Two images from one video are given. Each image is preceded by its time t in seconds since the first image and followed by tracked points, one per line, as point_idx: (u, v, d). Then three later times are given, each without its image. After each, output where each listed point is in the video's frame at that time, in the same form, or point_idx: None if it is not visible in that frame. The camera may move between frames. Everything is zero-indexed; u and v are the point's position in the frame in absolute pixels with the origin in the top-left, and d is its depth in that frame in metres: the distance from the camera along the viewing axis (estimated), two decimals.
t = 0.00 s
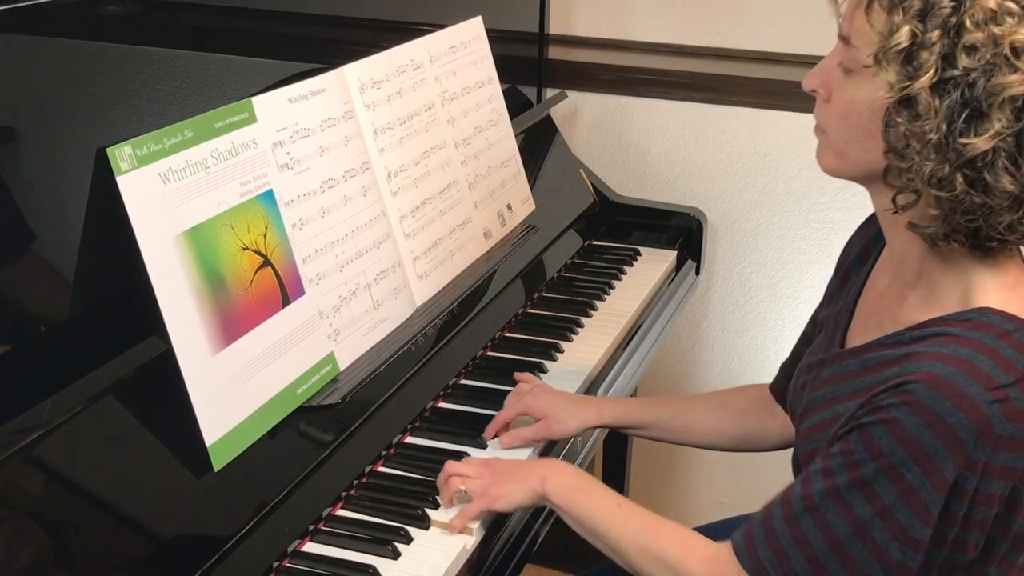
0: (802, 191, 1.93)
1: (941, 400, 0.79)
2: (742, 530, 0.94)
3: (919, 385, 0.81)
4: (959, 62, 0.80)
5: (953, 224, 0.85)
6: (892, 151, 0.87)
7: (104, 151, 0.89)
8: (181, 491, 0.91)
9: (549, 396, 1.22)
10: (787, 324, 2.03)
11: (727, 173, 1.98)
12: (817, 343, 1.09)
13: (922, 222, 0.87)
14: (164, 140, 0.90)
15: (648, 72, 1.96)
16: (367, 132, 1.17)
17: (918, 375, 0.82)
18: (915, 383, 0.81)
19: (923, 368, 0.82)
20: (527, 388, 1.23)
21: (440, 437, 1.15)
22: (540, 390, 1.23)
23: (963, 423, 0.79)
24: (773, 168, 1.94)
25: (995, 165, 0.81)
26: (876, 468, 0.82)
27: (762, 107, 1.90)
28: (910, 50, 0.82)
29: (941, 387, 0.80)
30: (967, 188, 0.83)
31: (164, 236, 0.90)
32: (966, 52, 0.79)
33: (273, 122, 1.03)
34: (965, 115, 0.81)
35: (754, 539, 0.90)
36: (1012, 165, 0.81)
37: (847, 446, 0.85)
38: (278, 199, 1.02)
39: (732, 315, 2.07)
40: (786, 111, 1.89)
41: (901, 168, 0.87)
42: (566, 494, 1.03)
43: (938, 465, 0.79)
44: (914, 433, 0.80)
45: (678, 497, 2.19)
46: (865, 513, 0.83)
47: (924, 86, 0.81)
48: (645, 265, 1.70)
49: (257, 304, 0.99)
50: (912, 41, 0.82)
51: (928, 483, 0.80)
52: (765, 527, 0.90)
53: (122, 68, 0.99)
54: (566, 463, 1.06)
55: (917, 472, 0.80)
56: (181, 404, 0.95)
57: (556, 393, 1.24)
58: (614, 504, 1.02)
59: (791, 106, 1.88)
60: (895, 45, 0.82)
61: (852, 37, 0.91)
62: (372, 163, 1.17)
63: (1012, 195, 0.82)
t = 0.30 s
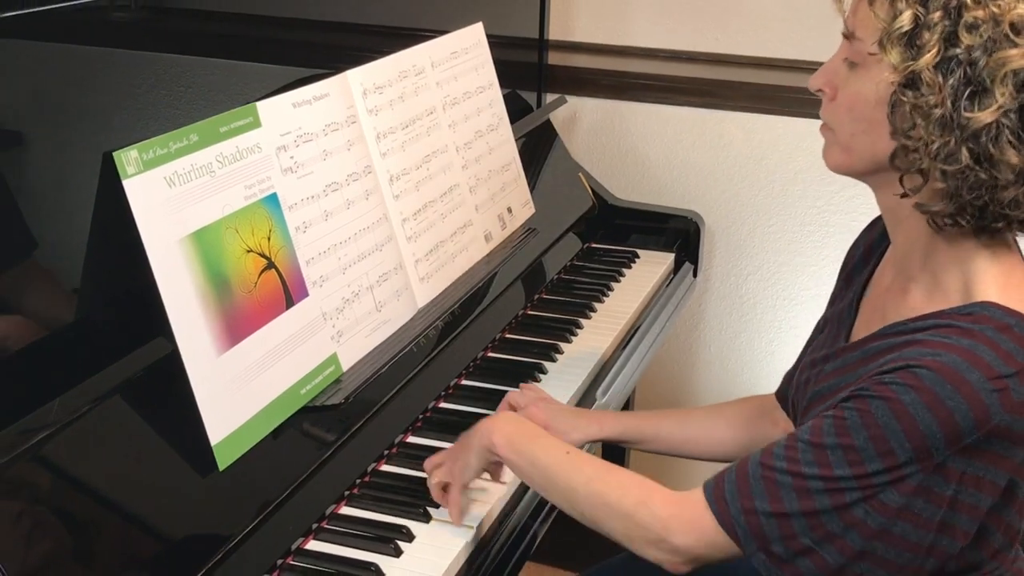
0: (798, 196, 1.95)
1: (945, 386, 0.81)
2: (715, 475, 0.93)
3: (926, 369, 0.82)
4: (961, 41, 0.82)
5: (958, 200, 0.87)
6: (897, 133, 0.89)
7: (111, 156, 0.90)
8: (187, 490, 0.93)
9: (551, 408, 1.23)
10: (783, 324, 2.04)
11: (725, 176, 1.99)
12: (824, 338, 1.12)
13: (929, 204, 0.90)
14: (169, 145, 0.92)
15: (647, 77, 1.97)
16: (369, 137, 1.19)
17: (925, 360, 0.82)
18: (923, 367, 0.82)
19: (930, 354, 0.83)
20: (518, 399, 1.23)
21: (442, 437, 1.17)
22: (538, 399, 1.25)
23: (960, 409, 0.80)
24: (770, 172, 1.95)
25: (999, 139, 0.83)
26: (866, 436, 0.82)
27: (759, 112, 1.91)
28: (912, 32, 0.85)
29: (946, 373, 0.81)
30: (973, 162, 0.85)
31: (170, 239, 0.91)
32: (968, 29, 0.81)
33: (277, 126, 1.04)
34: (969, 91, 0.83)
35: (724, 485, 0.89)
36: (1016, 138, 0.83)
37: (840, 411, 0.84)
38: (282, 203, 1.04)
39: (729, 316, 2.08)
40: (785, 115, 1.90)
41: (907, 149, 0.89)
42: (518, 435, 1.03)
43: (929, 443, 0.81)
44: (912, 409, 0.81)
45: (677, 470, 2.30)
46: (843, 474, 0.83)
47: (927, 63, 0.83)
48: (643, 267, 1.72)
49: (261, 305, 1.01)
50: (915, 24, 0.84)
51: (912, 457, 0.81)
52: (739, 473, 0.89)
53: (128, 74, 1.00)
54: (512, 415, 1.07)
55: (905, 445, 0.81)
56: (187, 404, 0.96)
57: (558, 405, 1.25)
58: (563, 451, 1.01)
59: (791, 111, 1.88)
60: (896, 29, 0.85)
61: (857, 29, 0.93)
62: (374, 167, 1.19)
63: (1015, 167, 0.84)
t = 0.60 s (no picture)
0: (793, 199, 1.96)
1: (936, 383, 0.84)
2: (739, 499, 0.97)
3: (916, 369, 0.85)
4: (945, 21, 0.87)
5: (956, 173, 0.91)
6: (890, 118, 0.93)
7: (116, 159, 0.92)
8: (192, 489, 0.94)
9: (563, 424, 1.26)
10: (779, 326, 2.06)
11: (722, 179, 2.01)
12: (822, 341, 1.13)
13: (926, 180, 0.93)
14: (175, 149, 0.93)
15: (646, 82, 1.98)
16: (372, 141, 1.20)
17: (914, 359, 0.85)
18: (912, 367, 0.85)
19: (919, 353, 0.86)
20: (530, 416, 1.23)
21: (444, 437, 1.18)
22: (548, 417, 1.24)
23: (954, 404, 0.83)
24: (767, 176, 1.97)
25: (989, 111, 0.88)
26: (870, 444, 0.86)
27: (758, 116, 1.92)
28: (898, 20, 0.90)
29: (935, 370, 0.84)
30: (968, 134, 0.89)
31: (176, 242, 0.92)
32: (950, 9, 0.87)
33: (281, 130, 1.06)
34: (957, 67, 0.88)
35: (748, 507, 0.94)
36: (1005, 109, 0.88)
37: (843, 423, 0.88)
38: (285, 206, 1.06)
39: (726, 318, 2.10)
40: (782, 120, 1.92)
41: (902, 134, 0.92)
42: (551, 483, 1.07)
43: (930, 442, 0.84)
44: (908, 412, 0.84)
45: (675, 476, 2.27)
46: (855, 485, 0.87)
47: (914, 44, 0.89)
48: (642, 269, 1.73)
49: (265, 307, 1.02)
50: (899, 11, 0.90)
51: (918, 458, 0.85)
52: (760, 495, 0.93)
53: (134, 79, 1.01)
54: (546, 457, 1.10)
55: (908, 448, 0.84)
56: (192, 405, 0.97)
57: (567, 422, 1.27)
58: (600, 493, 1.06)
59: (790, 115, 1.90)
60: (882, 16, 0.91)
61: (842, 31, 0.98)
62: (377, 171, 1.20)
63: (1009, 138, 0.89)
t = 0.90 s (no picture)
0: (790, 202, 1.98)
1: (921, 371, 0.87)
2: (766, 513, 1.01)
3: (899, 359, 0.88)
4: (918, 11, 0.91)
5: (944, 152, 0.93)
6: (875, 108, 0.96)
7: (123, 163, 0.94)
8: (199, 487, 0.96)
9: (571, 384, 1.32)
10: (776, 327, 2.07)
11: (720, 182, 2.02)
12: (819, 341, 1.15)
13: (914, 163, 0.96)
14: (180, 153, 0.95)
15: (646, 87, 2.00)
16: (374, 145, 1.22)
17: (896, 349, 0.89)
18: (895, 357, 0.88)
19: (901, 343, 0.89)
20: (536, 381, 1.28)
21: (445, 437, 1.20)
22: (554, 377, 1.30)
23: (940, 389, 0.86)
24: (765, 179, 1.98)
25: (969, 90, 0.92)
26: (871, 440, 0.89)
27: (758, 121, 1.94)
28: (873, 15, 0.94)
29: (917, 357, 0.87)
30: (949, 113, 0.93)
31: (181, 245, 0.94)
32: None
33: (284, 135, 1.07)
34: (932, 52, 0.92)
35: (775, 520, 0.97)
36: (983, 87, 0.92)
37: (843, 423, 0.91)
38: (289, 209, 1.07)
39: (724, 319, 2.11)
40: (777, 124, 1.94)
41: (887, 124, 0.95)
42: (590, 527, 1.08)
43: (926, 430, 0.86)
44: (898, 402, 0.87)
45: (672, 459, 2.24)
46: (867, 483, 0.90)
47: (889, 35, 0.92)
48: (641, 271, 1.75)
49: (269, 309, 1.04)
50: (872, 8, 0.94)
51: (919, 449, 0.87)
52: (782, 506, 0.97)
53: (141, 85, 1.03)
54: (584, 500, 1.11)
55: (907, 439, 0.87)
56: (198, 405, 0.99)
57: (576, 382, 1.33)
58: (637, 527, 1.08)
59: (792, 121, 1.91)
60: (856, 16, 0.94)
61: (818, 37, 1.01)
62: (379, 174, 1.22)
63: (989, 113, 0.92)
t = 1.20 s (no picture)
0: (786, 205, 2.00)
1: (910, 349, 0.90)
2: (766, 501, 1.03)
3: (889, 338, 0.91)
4: (903, 7, 0.97)
5: (933, 138, 0.98)
6: (866, 101, 1.00)
7: (129, 167, 0.95)
8: (204, 486, 0.97)
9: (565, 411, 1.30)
10: (773, 328, 2.09)
11: (717, 186, 2.04)
12: (813, 340, 1.16)
13: (904, 149, 1.00)
14: (185, 156, 0.96)
15: (645, 92, 2.02)
16: (376, 149, 1.23)
17: (885, 330, 0.92)
18: (885, 337, 0.91)
19: (890, 324, 0.92)
20: (535, 415, 1.27)
21: (446, 437, 1.22)
22: (550, 406, 1.29)
23: (929, 365, 0.89)
24: (763, 182, 2.00)
25: (954, 78, 0.97)
26: (865, 418, 0.92)
27: (746, 125, 1.97)
28: (859, 14, 0.99)
29: (906, 336, 0.90)
30: (936, 100, 0.98)
31: (187, 248, 0.95)
32: None
33: (288, 139, 1.09)
34: (918, 43, 0.97)
35: (776, 505, 1.00)
36: (967, 75, 0.97)
37: (838, 405, 0.94)
38: (293, 212, 1.09)
39: (722, 321, 2.13)
40: (773, 129, 1.96)
41: (876, 115, 1.00)
42: (594, 527, 1.11)
43: (916, 406, 0.89)
44: (889, 380, 0.90)
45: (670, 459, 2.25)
46: (863, 462, 0.92)
47: (876, 29, 0.98)
48: (639, 273, 1.76)
49: (273, 310, 1.05)
50: (858, 7, 0.99)
51: (911, 425, 0.90)
52: (782, 491, 0.99)
53: (148, 89, 1.04)
54: (588, 500, 1.13)
55: (899, 416, 0.90)
56: (202, 406, 1.00)
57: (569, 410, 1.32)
58: (642, 522, 1.10)
59: (778, 125, 1.94)
60: (844, 15, 1.00)
61: (806, 40, 1.05)
62: (381, 178, 1.24)
63: (974, 100, 0.98)
